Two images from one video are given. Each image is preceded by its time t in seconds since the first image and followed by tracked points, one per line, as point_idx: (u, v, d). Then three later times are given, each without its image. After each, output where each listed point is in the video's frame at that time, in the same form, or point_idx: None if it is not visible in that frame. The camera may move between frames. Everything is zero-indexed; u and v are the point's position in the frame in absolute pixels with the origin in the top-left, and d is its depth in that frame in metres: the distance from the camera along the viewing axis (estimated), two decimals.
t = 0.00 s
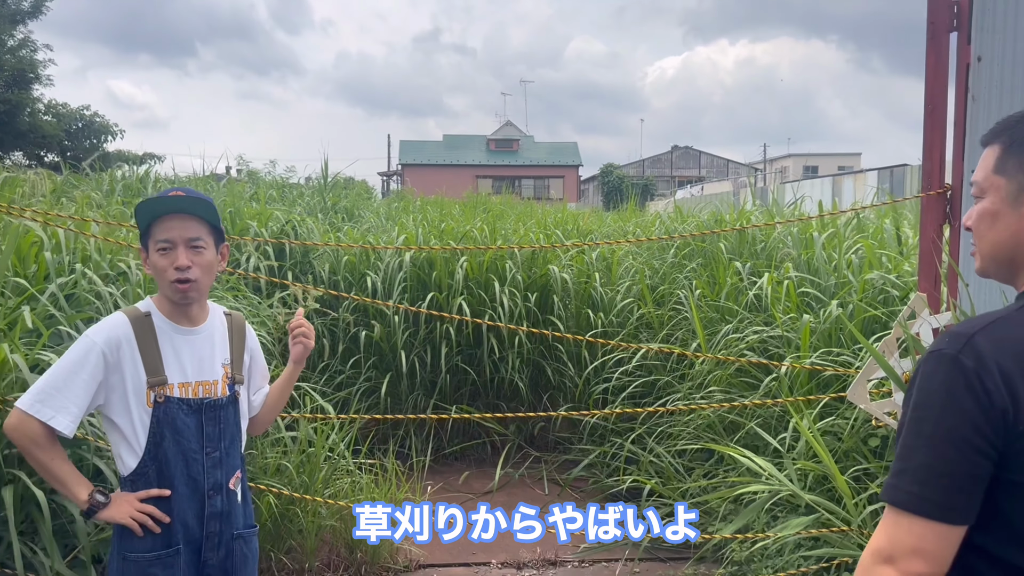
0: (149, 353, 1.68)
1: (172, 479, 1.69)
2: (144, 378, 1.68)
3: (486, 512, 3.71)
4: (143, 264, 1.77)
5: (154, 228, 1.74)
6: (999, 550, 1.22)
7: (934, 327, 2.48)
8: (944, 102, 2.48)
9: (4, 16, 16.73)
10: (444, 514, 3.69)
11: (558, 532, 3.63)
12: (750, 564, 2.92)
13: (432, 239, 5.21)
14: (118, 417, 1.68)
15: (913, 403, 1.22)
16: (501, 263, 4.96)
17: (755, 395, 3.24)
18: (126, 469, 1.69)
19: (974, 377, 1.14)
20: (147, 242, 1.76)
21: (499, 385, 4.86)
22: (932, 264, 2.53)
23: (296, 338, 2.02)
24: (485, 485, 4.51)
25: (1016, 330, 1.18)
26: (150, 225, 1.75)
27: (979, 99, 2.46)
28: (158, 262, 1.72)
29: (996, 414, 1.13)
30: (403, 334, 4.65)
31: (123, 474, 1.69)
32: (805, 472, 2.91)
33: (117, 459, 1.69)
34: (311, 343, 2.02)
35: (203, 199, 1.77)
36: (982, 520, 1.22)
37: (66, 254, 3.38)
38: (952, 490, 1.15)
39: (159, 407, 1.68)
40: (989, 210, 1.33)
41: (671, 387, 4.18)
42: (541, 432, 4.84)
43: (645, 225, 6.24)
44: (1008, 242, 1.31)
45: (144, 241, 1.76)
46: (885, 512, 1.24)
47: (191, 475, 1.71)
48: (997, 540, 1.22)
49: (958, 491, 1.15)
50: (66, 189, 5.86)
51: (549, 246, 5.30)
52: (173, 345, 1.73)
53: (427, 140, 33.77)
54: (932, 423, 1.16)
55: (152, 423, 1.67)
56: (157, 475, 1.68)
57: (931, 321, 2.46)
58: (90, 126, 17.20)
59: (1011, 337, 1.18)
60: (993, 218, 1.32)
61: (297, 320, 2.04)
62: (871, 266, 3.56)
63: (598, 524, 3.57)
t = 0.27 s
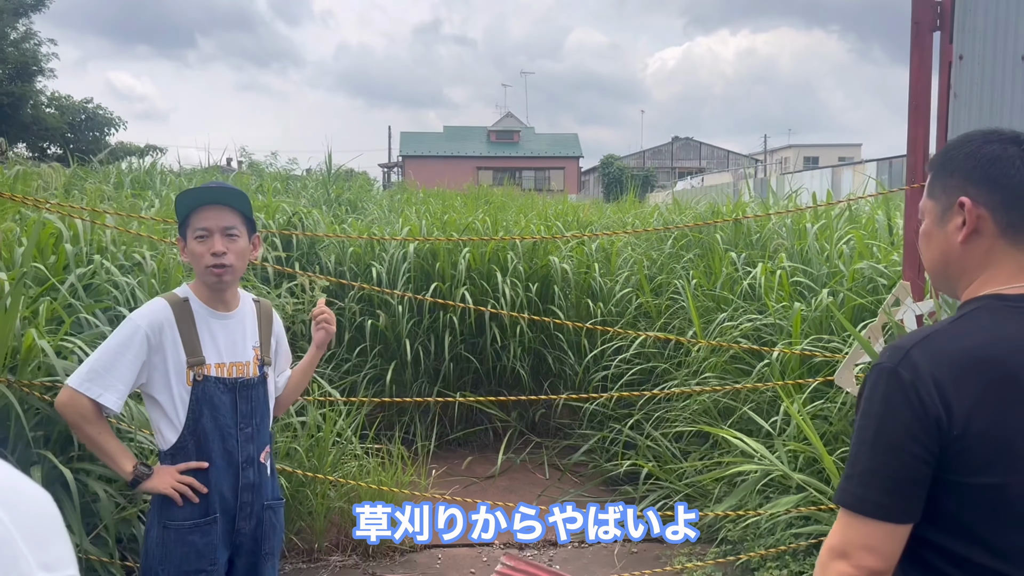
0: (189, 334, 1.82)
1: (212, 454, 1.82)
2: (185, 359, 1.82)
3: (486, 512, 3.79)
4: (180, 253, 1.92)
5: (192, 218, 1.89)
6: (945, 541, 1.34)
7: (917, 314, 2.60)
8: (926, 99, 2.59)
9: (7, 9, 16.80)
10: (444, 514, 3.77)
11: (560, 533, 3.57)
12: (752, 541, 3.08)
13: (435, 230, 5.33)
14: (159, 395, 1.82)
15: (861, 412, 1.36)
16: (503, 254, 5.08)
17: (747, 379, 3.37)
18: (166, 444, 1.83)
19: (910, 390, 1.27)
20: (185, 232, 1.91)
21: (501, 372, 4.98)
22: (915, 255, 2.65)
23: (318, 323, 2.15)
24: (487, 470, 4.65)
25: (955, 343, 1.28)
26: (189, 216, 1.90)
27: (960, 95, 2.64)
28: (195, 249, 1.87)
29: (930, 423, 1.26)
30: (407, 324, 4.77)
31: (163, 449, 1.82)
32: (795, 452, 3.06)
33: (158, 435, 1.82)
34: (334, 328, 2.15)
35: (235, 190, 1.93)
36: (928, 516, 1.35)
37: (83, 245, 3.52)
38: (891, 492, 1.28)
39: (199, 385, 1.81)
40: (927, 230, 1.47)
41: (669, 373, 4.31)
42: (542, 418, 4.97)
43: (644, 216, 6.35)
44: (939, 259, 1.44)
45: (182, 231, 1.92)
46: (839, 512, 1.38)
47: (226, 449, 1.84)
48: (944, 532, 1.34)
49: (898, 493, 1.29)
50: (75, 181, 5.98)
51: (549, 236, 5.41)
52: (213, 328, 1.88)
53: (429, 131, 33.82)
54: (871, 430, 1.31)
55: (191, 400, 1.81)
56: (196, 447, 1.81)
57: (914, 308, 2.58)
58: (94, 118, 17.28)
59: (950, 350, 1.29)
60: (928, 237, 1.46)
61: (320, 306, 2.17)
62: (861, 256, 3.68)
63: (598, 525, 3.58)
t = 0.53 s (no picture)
0: (224, 316, 1.96)
1: (246, 429, 1.96)
2: (221, 339, 1.96)
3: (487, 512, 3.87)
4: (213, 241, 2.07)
5: (226, 209, 2.06)
6: (905, 507, 1.45)
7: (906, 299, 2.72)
8: (914, 93, 2.72)
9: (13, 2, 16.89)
10: (445, 513, 3.80)
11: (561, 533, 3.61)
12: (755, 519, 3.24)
13: (441, 221, 5.46)
14: (195, 372, 1.96)
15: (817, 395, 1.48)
16: (507, 244, 5.21)
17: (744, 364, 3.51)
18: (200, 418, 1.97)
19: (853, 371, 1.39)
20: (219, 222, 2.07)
21: (506, 360, 5.12)
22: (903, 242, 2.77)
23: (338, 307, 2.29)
24: (492, 454, 4.79)
25: (896, 325, 1.40)
26: (223, 207, 2.07)
27: (947, 89, 2.76)
28: (229, 238, 2.03)
29: (875, 400, 1.38)
30: (414, 312, 4.90)
31: (200, 422, 1.96)
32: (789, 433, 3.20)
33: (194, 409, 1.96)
34: (356, 315, 2.29)
35: (266, 184, 2.09)
36: (886, 485, 1.46)
37: (103, 235, 3.65)
38: (844, 466, 1.40)
39: (233, 362, 1.95)
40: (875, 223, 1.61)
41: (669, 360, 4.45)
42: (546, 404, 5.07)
43: (645, 207, 6.47)
44: (885, 249, 1.58)
45: (216, 222, 2.08)
46: (803, 487, 1.50)
47: (258, 423, 1.98)
48: (904, 500, 1.45)
49: (851, 466, 1.40)
50: (88, 173, 6.11)
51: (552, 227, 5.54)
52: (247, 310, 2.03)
53: (431, 123, 33.89)
54: (821, 410, 1.43)
55: (226, 376, 1.95)
56: (230, 422, 1.95)
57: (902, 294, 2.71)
58: (99, 111, 17.39)
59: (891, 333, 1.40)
60: (876, 230, 1.60)
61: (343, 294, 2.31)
62: (855, 245, 3.81)
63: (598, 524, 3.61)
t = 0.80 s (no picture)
0: (253, 300, 2.09)
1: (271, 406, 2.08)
2: (249, 322, 2.08)
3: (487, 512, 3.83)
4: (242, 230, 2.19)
5: (255, 199, 2.18)
6: (917, 485, 1.49)
7: (899, 286, 2.83)
8: (908, 87, 2.81)
9: None
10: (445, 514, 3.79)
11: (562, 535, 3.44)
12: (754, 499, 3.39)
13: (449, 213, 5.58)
14: (225, 353, 2.08)
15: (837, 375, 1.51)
16: (514, 236, 5.32)
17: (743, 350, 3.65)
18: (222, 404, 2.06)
19: (879, 355, 1.42)
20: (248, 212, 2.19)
21: (512, 349, 5.24)
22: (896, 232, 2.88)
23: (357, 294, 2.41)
24: (499, 441, 4.92)
25: (919, 309, 1.43)
26: (252, 198, 2.19)
27: (938, 84, 2.85)
28: (257, 227, 2.15)
29: (896, 381, 1.41)
30: (423, 303, 5.03)
31: (229, 400, 2.08)
32: (787, 417, 3.32)
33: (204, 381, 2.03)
34: (375, 302, 2.41)
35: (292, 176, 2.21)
36: (901, 464, 1.49)
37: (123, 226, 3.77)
38: (859, 443, 1.44)
39: (261, 344, 2.08)
40: (903, 211, 1.65)
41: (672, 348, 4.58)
42: (550, 392, 5.22)
43: (649, 200, 6.58)
44: (913, 235, 1.62)
45: (245, 212, 2.20)
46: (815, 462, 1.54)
47: (285, 401, 2.11)
48: (916, 478, 1.48)
49: (869, 444, 1.44)
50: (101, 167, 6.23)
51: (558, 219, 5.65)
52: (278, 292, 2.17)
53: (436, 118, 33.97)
54: (845, 391, 1.46)
55: (254, 357, 2.08)
56: (258, 400, 2.07)
57: (896, 281, 2.81)
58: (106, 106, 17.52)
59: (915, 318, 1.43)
60: (903, 217, 1.64)
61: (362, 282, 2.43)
62: (853, 236, 3.92)
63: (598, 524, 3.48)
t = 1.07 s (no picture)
0: (275, 293, 2.20)
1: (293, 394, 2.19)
2: (271, 314, 2.19)
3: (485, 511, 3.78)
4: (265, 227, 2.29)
5: (279, 198, 2.28)
6: (977, 491, 1.49)
7: (895, 282, 2.91)
8: (904, 88, 2.90)
9: None
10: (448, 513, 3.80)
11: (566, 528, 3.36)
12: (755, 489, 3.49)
13: (456, 211, 5.68)
14: (248, 343, 2.18)
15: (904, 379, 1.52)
16: (520, 233, 5.42)
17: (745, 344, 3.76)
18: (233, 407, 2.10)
19: (948, 359, 1.43)
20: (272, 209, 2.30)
21: (518, 344, 5.34)
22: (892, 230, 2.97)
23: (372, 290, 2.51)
24: (506, 434, 5.02)
25: (991, 317, 1.44)
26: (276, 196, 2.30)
27: (933, 86, 2.89)
28: (281, 224, 2.25)
29: (967, 388, 1.42)
30: (431, 298, 5.13)
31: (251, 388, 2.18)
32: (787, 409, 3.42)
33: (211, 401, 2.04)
34: (389, 298, 2.51)
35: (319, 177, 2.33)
36: (965, 471, 1.50)
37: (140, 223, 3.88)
38: (927, 448, 1.45)
39: (282, 335, 2.18)
40: (967, 217, 1.65)
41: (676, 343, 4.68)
42: (556, 386, 5.32)
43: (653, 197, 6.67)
44: (984, 243, 1.62)
45: (268, 210, 2.31)
46: (880, 467, 1.55)
47: (305, 390, 2.22)
48: (978, 484, 1.49)
49: (937, 449, 1.45)
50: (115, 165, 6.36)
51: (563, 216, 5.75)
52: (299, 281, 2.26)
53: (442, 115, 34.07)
54: (913, 394, 1.47)
55: (276, 347, 2.18)
56: (280, 388, 2.18)
57: (892, 277, 2.90)
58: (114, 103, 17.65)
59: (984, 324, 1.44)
60: (970, 223, 1.64)
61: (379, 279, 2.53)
62: (852, 233, 4.00)
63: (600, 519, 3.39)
